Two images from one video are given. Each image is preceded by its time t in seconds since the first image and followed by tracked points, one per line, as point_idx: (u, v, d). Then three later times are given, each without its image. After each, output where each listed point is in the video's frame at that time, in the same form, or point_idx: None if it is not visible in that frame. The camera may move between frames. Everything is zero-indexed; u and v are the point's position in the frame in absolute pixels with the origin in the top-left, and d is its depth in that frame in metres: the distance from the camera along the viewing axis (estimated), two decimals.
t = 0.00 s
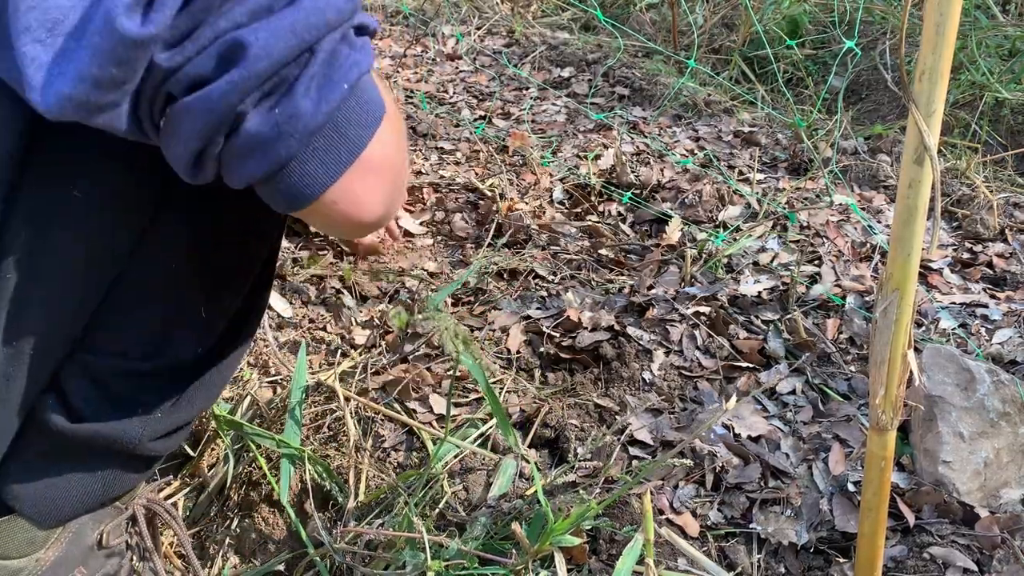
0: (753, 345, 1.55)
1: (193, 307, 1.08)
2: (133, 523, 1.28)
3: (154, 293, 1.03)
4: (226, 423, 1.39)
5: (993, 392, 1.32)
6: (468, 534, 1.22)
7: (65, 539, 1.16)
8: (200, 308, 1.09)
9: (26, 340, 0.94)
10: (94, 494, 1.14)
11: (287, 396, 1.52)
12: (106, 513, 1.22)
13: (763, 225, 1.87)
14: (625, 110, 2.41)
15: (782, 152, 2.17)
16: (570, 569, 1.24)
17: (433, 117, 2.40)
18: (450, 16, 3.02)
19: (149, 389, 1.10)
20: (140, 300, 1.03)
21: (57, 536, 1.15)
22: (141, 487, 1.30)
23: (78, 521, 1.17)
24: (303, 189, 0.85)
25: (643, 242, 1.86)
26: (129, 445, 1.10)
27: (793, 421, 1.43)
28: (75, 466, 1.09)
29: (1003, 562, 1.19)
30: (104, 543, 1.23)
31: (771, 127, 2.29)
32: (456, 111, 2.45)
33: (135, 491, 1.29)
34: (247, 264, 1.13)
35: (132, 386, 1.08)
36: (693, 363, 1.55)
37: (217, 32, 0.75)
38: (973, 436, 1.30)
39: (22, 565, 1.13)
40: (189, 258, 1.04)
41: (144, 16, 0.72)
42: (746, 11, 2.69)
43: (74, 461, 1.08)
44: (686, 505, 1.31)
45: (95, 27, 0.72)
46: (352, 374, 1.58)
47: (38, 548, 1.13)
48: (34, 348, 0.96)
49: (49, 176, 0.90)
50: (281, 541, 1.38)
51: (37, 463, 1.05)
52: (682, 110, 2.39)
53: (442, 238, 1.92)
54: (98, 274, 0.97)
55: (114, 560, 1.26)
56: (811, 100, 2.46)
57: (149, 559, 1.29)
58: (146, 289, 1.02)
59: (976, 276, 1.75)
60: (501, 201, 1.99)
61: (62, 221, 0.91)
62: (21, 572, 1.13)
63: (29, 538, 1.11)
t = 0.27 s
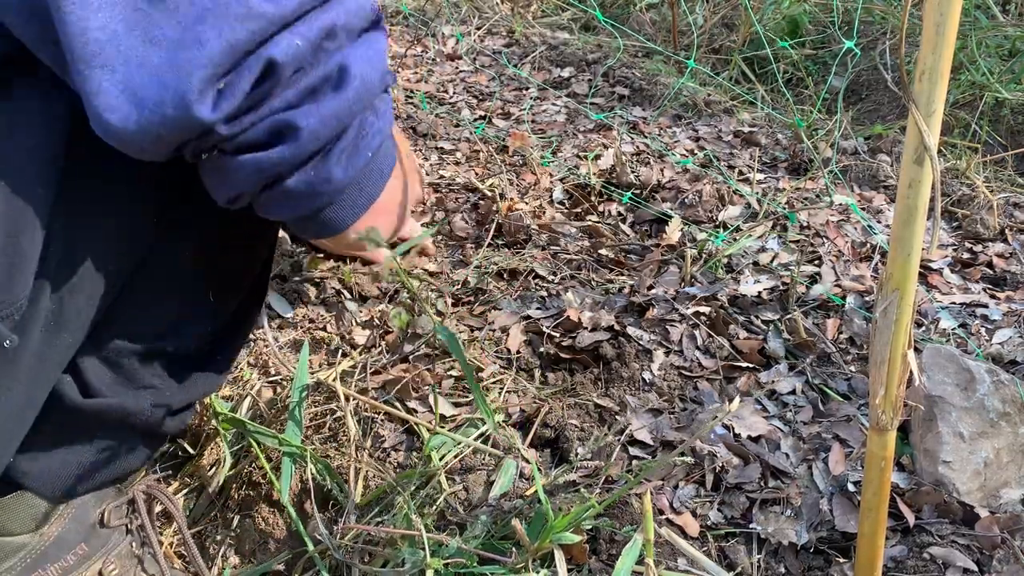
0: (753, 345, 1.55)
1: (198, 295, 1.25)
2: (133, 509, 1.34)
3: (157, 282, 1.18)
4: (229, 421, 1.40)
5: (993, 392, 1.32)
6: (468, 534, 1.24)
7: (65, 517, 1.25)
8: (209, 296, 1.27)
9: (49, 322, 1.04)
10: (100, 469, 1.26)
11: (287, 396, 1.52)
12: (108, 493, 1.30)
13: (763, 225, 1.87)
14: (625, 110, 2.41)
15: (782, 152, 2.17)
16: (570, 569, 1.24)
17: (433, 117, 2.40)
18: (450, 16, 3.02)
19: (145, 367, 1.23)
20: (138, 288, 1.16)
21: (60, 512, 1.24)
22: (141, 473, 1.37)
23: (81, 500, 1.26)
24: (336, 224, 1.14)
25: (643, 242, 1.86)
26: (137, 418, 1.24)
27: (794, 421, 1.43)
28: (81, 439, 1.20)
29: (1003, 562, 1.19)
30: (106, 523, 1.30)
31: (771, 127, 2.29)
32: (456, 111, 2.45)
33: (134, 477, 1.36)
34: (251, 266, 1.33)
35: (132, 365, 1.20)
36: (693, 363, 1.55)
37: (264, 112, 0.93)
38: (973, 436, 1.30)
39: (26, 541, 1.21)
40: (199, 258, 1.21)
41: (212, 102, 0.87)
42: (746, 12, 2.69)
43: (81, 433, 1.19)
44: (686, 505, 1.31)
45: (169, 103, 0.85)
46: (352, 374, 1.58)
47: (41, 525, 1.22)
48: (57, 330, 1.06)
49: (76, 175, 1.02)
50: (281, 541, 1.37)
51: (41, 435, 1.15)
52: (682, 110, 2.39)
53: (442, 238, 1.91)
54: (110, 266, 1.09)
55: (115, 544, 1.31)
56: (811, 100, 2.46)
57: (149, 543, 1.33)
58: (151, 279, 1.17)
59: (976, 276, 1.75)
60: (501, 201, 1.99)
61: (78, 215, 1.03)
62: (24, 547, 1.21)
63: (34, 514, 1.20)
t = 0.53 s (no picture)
0: (753, 345, 1.55)
1: (199, 291, 1.27)
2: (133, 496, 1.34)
3: (163, 274, 1.20)
4: (229, 420, 1.39)
5: (993, 392, 1.32)
6: (468, 533, 1.24)
7: (69, 496, 1.23)
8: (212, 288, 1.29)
9: (73, 299, 1.08)
10: (109, 456, 1.24)
11: (287, 395, 1.52)
12: (110, 477, 1.29)
13: (763, 225, 1.87)
14: (625, 110, 2.41)
15: (782, 152, 2.17)
16: (570, 569, 1.24)
17: (433, 117, 2.40)
18: (450, 16, 3.02)
19: (153, 358, 1.23)
20: (144, 280, 1.18)
21: (62, 492, 1.22)
22: (141, 463, 1.36)
23: (82, 484, 1.24)
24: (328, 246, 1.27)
25: (643, 242, 1.86)
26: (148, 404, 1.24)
27: (793, 421, 1.43)
28: (92, 420, 1.21)
29: (1003, 563, 1.19)
30: (107, 507, 1.28)
31: (771, 127, 2.29)
32: (456, 111, 2.45)
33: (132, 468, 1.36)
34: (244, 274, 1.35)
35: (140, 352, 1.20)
36: (693, 363, 1.55)
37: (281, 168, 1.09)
38: (973, 436, 1.30)
39: (29, 519, 1.19)
40: (199, 255, 1.24)
41: (226, 157, 1.00)
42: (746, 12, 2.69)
43: (93, 415, 1.20)
44: (686, 505, 1.31)
45: (187, 153, 0.97)
46: (352, 374, 1.58)
47: (44, 503, 1.20)
48: (79, 306, 1.09)
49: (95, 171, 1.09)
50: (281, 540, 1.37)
51: (57, 413, 1.17)
52: (682, 110, 2.39)
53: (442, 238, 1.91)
54: (116, 255, 1.12)
55: (115, 527, 1.30)
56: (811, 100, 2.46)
57: (149, 531, 1.33)
58: (160, 271, 1.20)
59: (976, 276, 1.75)
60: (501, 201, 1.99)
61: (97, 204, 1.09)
62: (26, 526, 1.19)
63: (36, 494, 1.18)
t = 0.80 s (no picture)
0: (753, 345, 1.55)
1: (204, 290, 1.29)
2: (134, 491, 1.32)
3: (172, 274, 1.24)
4: (230, 420, 1.38)
5: (993, 392, 1.32)
6: (468, 532, 1.24)
7: (72, 487, 1.24)
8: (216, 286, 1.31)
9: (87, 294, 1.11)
10: (114, 449, 1.26)
11: (287, 395, 1.52)
12: (112, 468, 1.28)
13: (763, 225, 1.87)
14: (625, 110, 2.41)
15: (782, 152, 2.17)
16: (570, 569, 1.24)
17: (433, 117, 2.40)
18: (450, 16, 3.03)
19: (158, 353, 1.25)
20: (152, 279, 1.23)
21: (65, 482, 1.23)
22: (143, 459, 1.36)
23: (83, 475, 1.25)
24: (333, 263, 1.33)
25: (643, 242, 1.86)
26: (155, 399, 1.26)
27: (793, 421, 1.43)
28: (98, 414, 1.23)
29: (1003, 563, 1.19)
30: (108, 498, 1.28)
31: (771, 127, 2.29)
32: (456, 111, 2.45)
33: (132, 464, 1.34)
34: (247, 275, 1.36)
35: (147, 348, 1.23)
36: (693, 363, 1.55)
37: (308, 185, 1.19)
38: (973, 436, 1.30)
39: (31, 508, 1.19)
40: (205, 257, 1.27)
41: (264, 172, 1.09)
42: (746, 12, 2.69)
43: (100, 407, 1.23)
44: (686, 505, 1.31)
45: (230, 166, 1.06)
46: (352, 374, 1.58)
47: (48, 492, 1.21)
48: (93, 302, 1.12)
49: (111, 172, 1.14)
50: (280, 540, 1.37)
51: (69, 405, 1.22)
52: (682, 110, 2.39)
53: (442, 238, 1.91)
54: (124, 253, 1.16)
55: (115, 519, 1.29)
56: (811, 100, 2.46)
57: (149, 525, 1.32)
58: (169, 270, 1.24)
59: (976, 276, 1.75)
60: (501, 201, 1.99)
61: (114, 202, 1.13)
62: (28, 515, 1.19)
63: (39, 484, 1.19)
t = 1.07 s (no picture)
0: (753, 345, 1.55)
1: (214, 290, 1.29)
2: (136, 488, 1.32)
3: (188, 272, 1.25)
4: (230, 419, 1.38)
5: (993, 392, 1.32)
6: (468, 532, 1.23)
7: (74, 480, 1.23)
8: (225, 286, 1.31)
9: (106, 292, 1.11)
10: (119, 445, 1.25)
11: (287, 395, 1.52)
12: (115, 463, 1.29)
13: (763, 225, 1.87)
14: (625, 110, 2.41)
15: (782, 152, 2.17)
16: (570, 569, 1.24)
17: (432, 117, 2.40)
18: (450, 16, 3.03)
19: (168, 350, 1.25)
20: (165, 277, 1.23)
21: (68, 474, 1.22)
22: (145, 455, 1.36)
23: (86, 469, 1.24)
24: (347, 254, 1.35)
25: (643, 242, 1.86)
26: (163, 397, 1.25)
27: (793, 421, 1.43)
28: (106, 410, 1.22)
29: (1003, 563, 1.19)
30: (110, 492, 1.28)
31: (771, 127, 2.29)
32: (456, 111, 2.45)
33: (135, 461, 1.35)
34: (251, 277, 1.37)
35: (158, 345, 1.23)
36: (693, 363, 1.55)
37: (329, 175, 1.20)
38: (973, 436, 1.30)
39: (34, 500, 1.19)
40: (220, 255, 1.29)
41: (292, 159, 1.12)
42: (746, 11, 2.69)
43: (107, 403, 1.22)
44: (686, 505, 1.31)
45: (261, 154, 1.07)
46: (352, 374, 1.58)
47: (50, 485, 1.20)
48: (113, 298, 1.13)
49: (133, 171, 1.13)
50: (280, 540, 1.37)
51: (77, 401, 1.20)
52: (682, 110, 2.39)
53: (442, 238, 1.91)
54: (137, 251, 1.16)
55: (115, 514, 1.29)
56: (811, 100, 2.46)
57: (151, 521, 1.31)
58: (186, 268, 1.25)
59: (976, 276, 1.75)
60: (501, 201, 1.99)
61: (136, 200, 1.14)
62: (30, 507, 1.19)
63: (43, 477, 1.19)
